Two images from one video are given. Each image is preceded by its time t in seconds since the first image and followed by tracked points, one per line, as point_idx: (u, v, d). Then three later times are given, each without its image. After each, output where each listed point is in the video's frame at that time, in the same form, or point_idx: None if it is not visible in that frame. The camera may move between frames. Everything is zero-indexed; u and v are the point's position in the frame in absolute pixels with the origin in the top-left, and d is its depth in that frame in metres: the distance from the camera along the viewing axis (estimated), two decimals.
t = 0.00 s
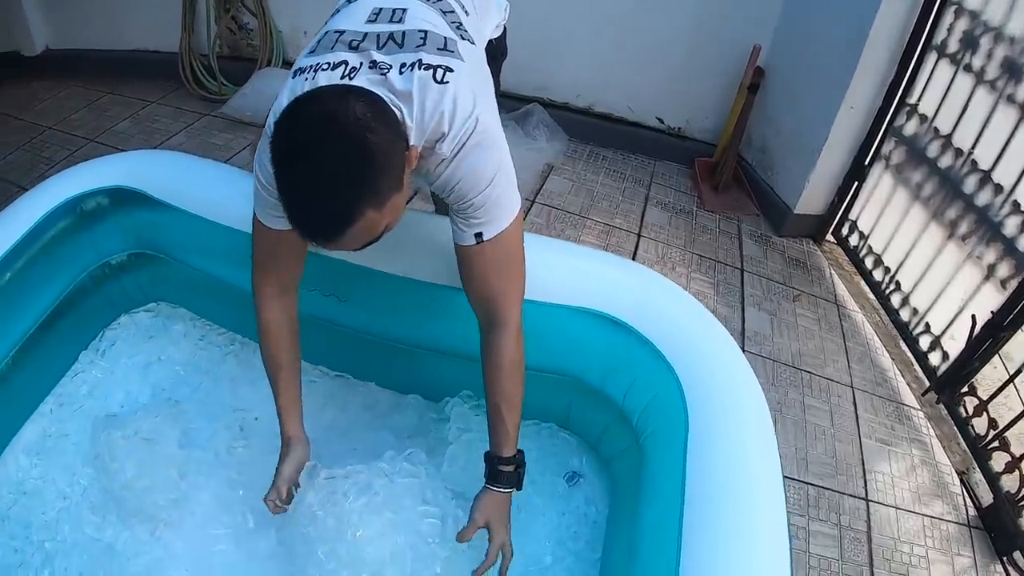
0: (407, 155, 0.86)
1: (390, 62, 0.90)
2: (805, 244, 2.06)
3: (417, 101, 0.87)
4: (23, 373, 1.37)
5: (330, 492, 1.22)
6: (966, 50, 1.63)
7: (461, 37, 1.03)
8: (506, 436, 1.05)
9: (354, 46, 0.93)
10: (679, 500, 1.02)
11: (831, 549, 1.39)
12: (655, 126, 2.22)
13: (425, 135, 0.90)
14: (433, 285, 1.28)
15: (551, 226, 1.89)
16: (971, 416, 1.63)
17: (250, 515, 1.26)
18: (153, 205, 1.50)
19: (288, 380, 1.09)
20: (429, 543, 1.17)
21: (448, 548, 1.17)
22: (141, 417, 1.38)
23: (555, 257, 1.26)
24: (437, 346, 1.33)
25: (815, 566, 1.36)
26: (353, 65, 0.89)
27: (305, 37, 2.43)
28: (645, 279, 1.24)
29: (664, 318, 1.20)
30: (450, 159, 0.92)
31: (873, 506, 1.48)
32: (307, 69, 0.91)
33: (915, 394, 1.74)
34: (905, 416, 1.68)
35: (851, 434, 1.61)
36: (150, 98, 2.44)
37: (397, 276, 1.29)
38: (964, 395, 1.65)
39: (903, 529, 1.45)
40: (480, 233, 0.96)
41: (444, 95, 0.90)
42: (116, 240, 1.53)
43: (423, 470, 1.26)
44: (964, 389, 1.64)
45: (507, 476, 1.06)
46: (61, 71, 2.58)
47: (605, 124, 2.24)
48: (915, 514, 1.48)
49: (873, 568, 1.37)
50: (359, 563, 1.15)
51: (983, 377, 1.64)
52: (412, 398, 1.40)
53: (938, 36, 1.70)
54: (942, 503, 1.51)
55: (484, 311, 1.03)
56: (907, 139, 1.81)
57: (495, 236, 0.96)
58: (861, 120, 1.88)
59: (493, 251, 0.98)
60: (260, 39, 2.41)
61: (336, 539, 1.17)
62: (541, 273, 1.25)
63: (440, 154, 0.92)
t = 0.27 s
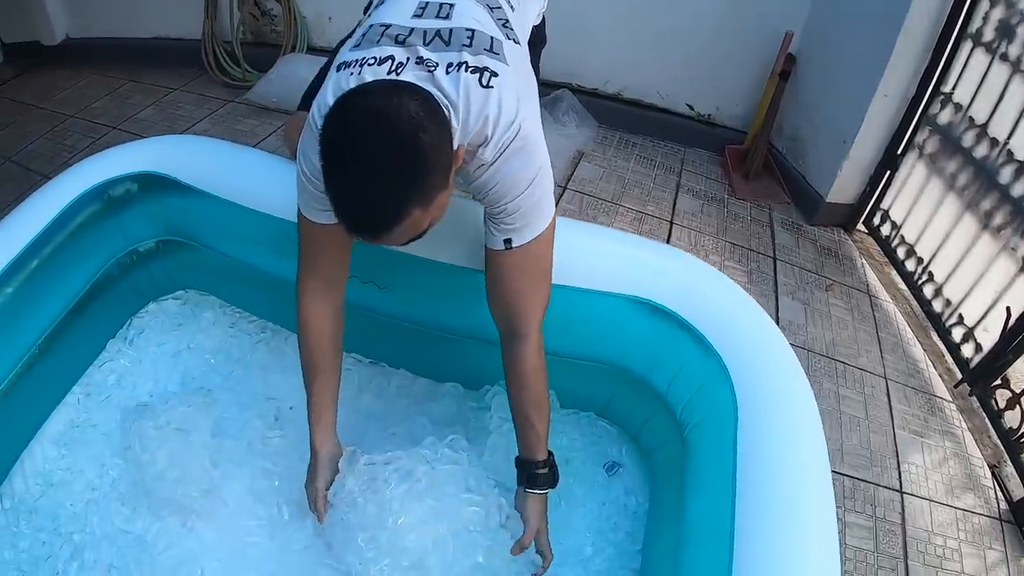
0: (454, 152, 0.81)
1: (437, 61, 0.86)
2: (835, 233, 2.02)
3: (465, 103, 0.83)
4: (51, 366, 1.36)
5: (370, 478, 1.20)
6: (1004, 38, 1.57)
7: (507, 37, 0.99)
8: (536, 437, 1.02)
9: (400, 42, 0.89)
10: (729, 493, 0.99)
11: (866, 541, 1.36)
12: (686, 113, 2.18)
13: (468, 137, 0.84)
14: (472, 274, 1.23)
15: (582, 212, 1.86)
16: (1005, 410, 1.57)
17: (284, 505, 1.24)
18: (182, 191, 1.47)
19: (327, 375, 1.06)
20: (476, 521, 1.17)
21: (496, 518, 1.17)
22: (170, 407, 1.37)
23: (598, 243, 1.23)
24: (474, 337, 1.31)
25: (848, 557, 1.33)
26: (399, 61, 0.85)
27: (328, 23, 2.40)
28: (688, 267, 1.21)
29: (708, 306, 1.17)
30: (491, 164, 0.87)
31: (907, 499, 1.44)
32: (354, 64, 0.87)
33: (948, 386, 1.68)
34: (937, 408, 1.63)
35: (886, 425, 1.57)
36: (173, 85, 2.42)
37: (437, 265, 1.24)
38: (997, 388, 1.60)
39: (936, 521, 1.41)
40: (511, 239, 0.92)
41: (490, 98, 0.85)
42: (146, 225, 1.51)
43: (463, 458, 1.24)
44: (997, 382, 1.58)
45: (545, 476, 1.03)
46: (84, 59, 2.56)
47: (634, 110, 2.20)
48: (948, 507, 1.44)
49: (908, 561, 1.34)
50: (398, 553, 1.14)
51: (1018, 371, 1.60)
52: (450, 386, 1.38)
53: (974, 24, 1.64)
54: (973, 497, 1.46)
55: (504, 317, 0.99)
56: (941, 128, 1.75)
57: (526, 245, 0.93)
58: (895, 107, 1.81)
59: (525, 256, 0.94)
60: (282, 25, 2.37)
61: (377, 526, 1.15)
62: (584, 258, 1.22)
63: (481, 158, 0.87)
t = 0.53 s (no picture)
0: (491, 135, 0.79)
1: (479, 42, 0.84)
2: (865, 218, 1.98)
3: (505, 83, 0.81)
4: (76, 350, 1.35)
5: (405, 461, 1.19)
6: None
7: (549, 21, 0.96)
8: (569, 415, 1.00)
9: (443, 20, 0.87)
10: (770, 480, 0.97)
11: (896, 529, 1.33)
12: (714, 95, 2.15)
13: (507, 118, 0.82)
14: (506, 252, 1.22)
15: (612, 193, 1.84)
16: None
17: (316, 488, 1.23)
18: (210, 171, 1.46)
19: (363, 353, 1.05)
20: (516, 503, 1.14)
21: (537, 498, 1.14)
22: (196, 390, 1.36)
23: (638, 224, 1.22)
24: (508, 318, 1.29)
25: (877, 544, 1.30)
26: (442, 39, 0.84)
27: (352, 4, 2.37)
28: (728, 250, 1.19)
29: (749, 290, 1.15)
30: (531, 146, 0.85)
31: (937, 487, 1.41)
32: (395, 39, 0.86)
33: (978, 375, 1.64)
34: (967, 397, 1.59)
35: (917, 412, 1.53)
36: (196, 68, 2.41)
37: (470, 244, 1.24)
38: None
39: (965, 509, 1.38)
40: (548, 223, 0.90)
41: (530, 80, 0.83)
42: (173, 206, 1.50)
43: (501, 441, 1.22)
44: None
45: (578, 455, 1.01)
46: (105, 43, 2.56)
47: (661, 92, 2.17)
48: (978, 497, 1.40)
49: (938, 550, 1.31)
50: (434, 536, 1.12)
51: None
52: (484, 368, 1.36)
53: (1008, 8, 1.60)
54: (1002, 486, 1.43)
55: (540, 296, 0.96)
56: (974, 113, 1.70)
57: (563, 229, 0.90)
58: (927, 92, 1.77)
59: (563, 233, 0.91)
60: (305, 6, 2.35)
61: (412, 511, 1.14)
62: (623, 239, 1.21)
63: (520, 140, 0.84)
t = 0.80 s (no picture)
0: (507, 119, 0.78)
1: (496, 23, 0.83)
2: (879, 205, 1.96)
3: (522, 61, 0.80)
4: (87, 337, 1.35)
5: (413, 443, 1.18)
6: None
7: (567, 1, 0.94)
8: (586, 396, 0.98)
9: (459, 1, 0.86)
10: (787, 464, 0.97)
11: (909, 517, 1.32)
12: (728, 79, 2.13)
13: (525, 97, 0.82)
14: (520, 234, 1.22)
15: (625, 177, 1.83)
16: None
17: (329, 473, 1.23)
18: (221, 155, 1.46)
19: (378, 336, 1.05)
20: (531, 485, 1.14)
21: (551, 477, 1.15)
22: (208, 375, 1.36)
23: (654, 207, 1.20)
24: (522, 301, 1.28)
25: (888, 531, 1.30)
26: (458, 22, 0.83)
27: None
28: (745, 234, 1.17)
29: (766, 274, 1.14)
30: (550, 122, 0.84)
31: (949, 476, 1.39)
32: (411, 24, 0.85)
33: (992, 364, 1.62)
34: (981, 386, 1.57)
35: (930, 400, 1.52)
36: (205, 53, 2.40)
37: (485, 226, 1.23)
38: None
39: (977, 499, 1.37)
40: (570, 200, 0.89)
41: (547, 58, 0.82)
42: (185, 190, 1.50)
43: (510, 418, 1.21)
44: None
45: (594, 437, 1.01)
46: (114, 29, 2.55)
47: (674, 75, 2.16)
48: (990, 487, 1.39)
49: (950, 539, 1.30)
50: (451, 514, 1.12)
51: None
52: (497, 352, 1.35)
53: None
54: (1014, 477, 1.41)
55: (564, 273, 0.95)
56: (991, 100, 1.69)
57: (584, 205, 0.90)
58: (942, 79, 1.74)
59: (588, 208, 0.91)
60: None
61: (426, 492, 1.14)
62: (640, 223, 1.20)
63: (539, 117, 0.84)
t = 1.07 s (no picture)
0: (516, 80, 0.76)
1: None
2: (888, 195, 1.95)
3: (530, 27, 0.80)
4: (93, 328, 1.35)
5: (423, 420, 1.19)
6: None
7: None
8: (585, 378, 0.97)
9: None
10: (797, 453, 0.96)
11: (917, 509, 1.32)
12: (737, 68, 2.11)
13: (535, 63, 0.81)
14: (529, 222, 1.21)
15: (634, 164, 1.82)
16: None
17: (335, 462, 1.23)
18: (227, 143, 1.45)
19: (387, 321, 1.05)
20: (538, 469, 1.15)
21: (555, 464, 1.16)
22: (214, 365, 1.35)
23: (664, 195, 1.20)
24: (531, 289, 1.28)
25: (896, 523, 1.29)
26: None
27: None
28: (757, 222, 1.17)
29: (777, 263, 1.13)
30: (560, 87, 0.84)
31: (958, 468, 1.39)
32: None
33: (1003, 356, 1.61)
34: (990, 377, 1.56)
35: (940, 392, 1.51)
36: (211, 43, 2.39)
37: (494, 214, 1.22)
38: None
39: (986, 492, 1.36)
40: (583, 166, 0.89)
41: (555, 24, 0.81)
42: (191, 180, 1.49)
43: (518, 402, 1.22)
44: None
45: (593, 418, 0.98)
46: (120, 19, 2.54)
47: (682, 64, 2.14)
48: (999, 479, 1.38)
49: (959, 532, 1.29)
50: (456, 494, 1.13)
51: None
52: (506, 340, 1.35)
53: None
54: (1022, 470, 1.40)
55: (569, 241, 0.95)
56: (1003, 90, 1.67)
57: (598, 172, 0.89)
58: (953, 69, 1.72)
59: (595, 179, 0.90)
60: None
61: (433, 470, 1.15)
62: (650, 211, 1.19)
63: (549, 82, 0.84)
